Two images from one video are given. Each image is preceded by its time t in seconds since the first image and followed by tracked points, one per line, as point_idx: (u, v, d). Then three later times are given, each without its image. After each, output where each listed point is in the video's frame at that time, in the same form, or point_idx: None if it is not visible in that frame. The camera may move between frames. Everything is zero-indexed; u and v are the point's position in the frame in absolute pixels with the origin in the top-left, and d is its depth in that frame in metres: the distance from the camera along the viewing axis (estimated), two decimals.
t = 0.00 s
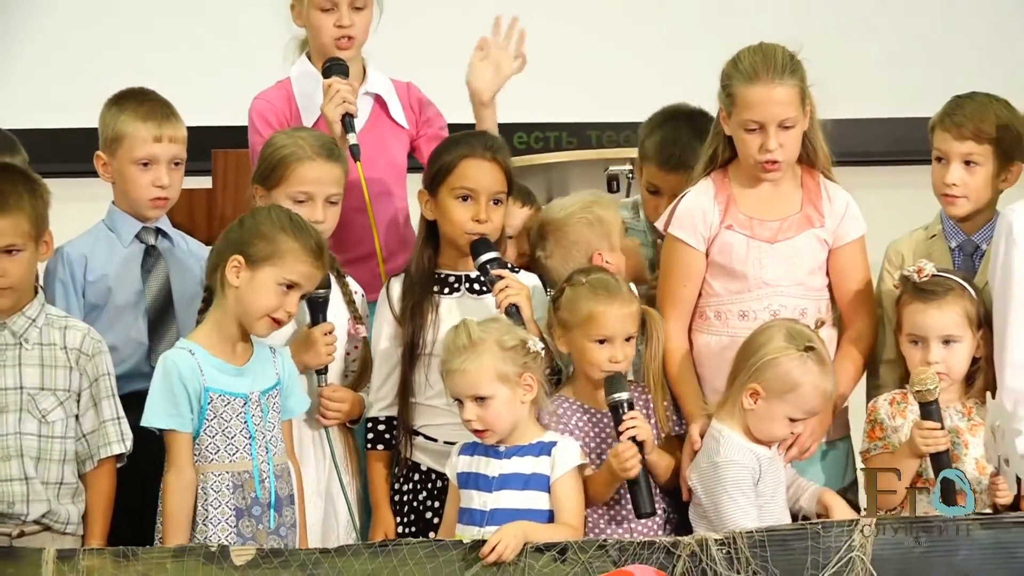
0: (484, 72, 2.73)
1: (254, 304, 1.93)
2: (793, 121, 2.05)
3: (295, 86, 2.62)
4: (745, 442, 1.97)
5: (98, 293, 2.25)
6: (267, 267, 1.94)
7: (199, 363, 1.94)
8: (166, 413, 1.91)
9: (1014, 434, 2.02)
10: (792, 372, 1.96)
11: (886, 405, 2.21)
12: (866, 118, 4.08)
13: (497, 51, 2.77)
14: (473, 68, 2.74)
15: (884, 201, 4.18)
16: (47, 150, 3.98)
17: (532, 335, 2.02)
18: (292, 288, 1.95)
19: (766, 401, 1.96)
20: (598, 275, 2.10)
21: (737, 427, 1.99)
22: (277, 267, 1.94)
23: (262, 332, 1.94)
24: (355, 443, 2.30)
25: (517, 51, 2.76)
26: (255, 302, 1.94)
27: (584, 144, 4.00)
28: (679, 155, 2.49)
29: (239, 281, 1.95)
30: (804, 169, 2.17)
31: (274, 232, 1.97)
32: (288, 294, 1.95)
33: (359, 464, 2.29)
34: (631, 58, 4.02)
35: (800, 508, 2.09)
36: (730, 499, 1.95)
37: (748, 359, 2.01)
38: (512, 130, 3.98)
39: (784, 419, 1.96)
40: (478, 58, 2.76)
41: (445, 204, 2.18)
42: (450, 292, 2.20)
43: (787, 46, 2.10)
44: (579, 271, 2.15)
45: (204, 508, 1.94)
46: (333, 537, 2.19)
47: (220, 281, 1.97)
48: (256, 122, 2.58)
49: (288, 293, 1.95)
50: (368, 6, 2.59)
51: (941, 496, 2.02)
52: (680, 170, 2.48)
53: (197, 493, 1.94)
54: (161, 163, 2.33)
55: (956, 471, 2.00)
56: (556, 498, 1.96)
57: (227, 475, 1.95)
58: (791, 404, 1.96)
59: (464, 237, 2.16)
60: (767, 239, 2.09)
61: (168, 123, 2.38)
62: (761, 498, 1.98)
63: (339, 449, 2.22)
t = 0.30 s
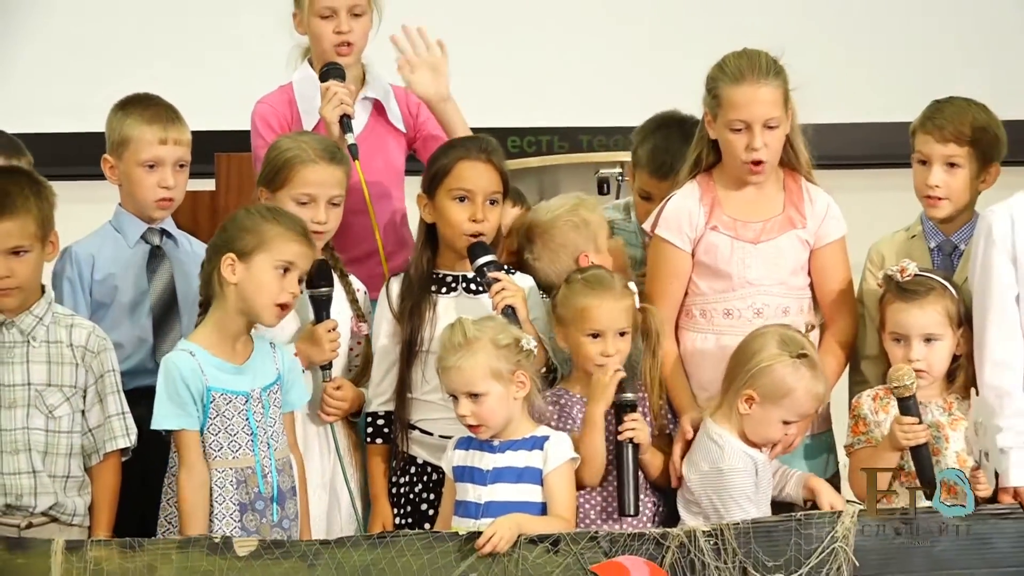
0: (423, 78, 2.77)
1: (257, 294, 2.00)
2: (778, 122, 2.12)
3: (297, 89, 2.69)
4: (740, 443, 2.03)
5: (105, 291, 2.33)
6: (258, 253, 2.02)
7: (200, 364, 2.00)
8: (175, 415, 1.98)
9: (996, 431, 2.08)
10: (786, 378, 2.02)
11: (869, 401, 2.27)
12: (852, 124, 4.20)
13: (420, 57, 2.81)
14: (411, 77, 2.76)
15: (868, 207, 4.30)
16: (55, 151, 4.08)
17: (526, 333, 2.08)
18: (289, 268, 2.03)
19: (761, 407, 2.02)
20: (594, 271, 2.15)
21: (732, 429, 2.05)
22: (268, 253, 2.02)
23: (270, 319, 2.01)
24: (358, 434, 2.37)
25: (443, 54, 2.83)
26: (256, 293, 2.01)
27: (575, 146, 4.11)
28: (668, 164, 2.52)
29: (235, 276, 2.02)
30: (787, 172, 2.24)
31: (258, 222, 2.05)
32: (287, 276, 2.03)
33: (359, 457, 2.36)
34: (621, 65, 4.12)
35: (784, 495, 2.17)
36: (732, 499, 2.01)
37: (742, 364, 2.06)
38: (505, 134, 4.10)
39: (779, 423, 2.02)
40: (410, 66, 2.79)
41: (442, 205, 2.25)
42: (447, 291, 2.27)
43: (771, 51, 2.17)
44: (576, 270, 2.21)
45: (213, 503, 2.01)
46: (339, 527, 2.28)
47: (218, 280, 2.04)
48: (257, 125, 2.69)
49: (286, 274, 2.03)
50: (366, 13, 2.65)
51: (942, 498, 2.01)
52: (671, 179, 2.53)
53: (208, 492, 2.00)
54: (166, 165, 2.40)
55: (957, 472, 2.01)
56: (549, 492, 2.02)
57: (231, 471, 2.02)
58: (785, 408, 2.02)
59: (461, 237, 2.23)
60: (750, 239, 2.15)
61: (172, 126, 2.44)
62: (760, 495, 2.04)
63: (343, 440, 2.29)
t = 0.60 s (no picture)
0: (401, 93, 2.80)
1: (254, 287, 2.08)
2: (764, 126, 2.19)
3: (283, 94, 2.75)
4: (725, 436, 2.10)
5: (114, 290, 2.40)
6: (254, 247, 2.10)
7: (200, 360, 2.08)
8: (175, 410, 2.05)
9: (980, 426, 2.15)
10: (772, 374, 2.09)
11: (856, 395, 2.31)
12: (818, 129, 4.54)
13: (392, 74, 2.82)
14: (388, 93, 2.78)
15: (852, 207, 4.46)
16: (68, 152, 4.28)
17: (522, 331, 2.15)
18: (284, 261, 2.11)
19: (748, 401, 2.09)
20: (587, 271, 2.22)
21: (719, 421, 2.12)
22: (263, 246, 2.09)
23: (269, 310, 2.09)
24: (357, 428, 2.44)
25: (414, 68, 2.84)
26: (254, 286, 2.08)
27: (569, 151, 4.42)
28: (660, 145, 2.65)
29: (233, 270, 2.10)
30: (771, 174, 2.31)
31: (254, 218, 2.13)
32: (282, 268, 2.10)
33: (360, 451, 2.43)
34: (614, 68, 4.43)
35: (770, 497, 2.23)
36: (709, 489, 2.09)
37: (730, 360, 2.13)
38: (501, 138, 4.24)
39: (764, 417, 2.09)
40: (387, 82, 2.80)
41: (439, 206, 2.32)
42: (444, 290, 2.34)
43: (759, 58, 2.24)
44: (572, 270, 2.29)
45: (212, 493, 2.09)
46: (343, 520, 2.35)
47: (217, 275, 2.11)
48: (245, 126, 2.75)
49: (282, 266, 2.11)
50: (353, 18, 2.72)
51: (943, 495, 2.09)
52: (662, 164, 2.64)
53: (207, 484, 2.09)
54: (174, 167, 2.50)
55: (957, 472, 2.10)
56: (545, 485, 2.09)
57: (229, 464, 2.09)
58: (770, 403, 2.09)
59: (457, 237, 2.30)
60: (735, 239, 2.23)
61: (180, 130, 2.54)
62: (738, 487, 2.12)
63: (344, 434, 2.38)
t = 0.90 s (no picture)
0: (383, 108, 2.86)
1: (256, 279, 2.16)
2: (750, 131, 2.26)
3: (277, 99, 2.81)
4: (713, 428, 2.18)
5: (123, 287, 2.47)
6: (254, 241, 2.18)
7: (205, 354, 2.15)
8: (174, 401, 2.13)
9: (960, 419, 2.23)
10: (759, 366, 2.16)
11: (842, 388, 2.37)
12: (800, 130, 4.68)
13: (370, 92, 2.87)
14: (370, 110, 2.84)
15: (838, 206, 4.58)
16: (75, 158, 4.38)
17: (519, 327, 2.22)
18: (283, 251, 2.19)
19: (735, 393, 2.17)
20: (579, 269, 2.30)
21: (708, 412, 2.20)
22: (263, 238, 2.18)
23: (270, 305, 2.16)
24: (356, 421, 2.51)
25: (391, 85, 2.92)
26: (254, 278, 2.16)
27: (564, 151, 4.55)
28: (650, 123, 2.86)
29: (235, 267, 2.17)
30: (757, 175, 2.38)
31: (252, 214, 2.21)
32: (282, 258, 2.18)
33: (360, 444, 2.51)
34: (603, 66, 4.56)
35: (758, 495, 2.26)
36: (692, 476, 2.17)
37: (719, 353, 2.20)
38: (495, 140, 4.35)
39: (750, 409, 2.17)
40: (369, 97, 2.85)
41: (435, 205, 2.39)
42: (442, 288, 2.41)
43: (748, 64, 2.31)
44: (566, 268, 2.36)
45: (206, 486, 2.17)
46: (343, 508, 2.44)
47: (218, 271, 2.19)
48: (238, 129, 2.78)
49: (282, 256, 2.19)
50: (343, 25, 2.80)
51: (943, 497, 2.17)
52: (651, 140, 2.84)
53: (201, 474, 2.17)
54: (180, 168, 2.57)
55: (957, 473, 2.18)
56: (540, 476, 2.16)
57: (230, 456, 2.17)
58: (756, 395, 2.17)
59: (454, 236, 2.37)
60: (722, 238, 2.30)
61: (187, 133, 2.61)
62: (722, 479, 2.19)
63: (345, 428, 2.44)
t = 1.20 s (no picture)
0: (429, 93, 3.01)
1: (259, 270, 2.23)
2: (737, 131, 2.34)
3: (282, 98, 2.89)
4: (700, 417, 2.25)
5: (132, 281, 2.55)
6: (250, 238, 2.25)
7: (210, 348, 2.22)
8: (180, 393, 2.20)
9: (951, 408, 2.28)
10: (747, 358, 2.24)
11: (828, 379, 2.41)
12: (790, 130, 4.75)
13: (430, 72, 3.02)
14: (421, 93, 3.00)
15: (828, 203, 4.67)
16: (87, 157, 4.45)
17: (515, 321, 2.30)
18: (280, 245, 2.27)
19: (722, 383, 2.24)
20: (570, 265, 2.37)
21: (694, 402, 2.27)
22: (258, 235, 2.25)
23: (279, 292, 2.25)
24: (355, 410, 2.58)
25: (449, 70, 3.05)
26: (255, 273, 2.23)
27: (559, 151, 4.62)
28: (625, 108, 2.99)
29: (234, 264, 2.24)
30: (743, 173, 2.46)
31: (244, 212, 2.28)
32: (280, 252, 2.26)
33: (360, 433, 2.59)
34: (596, 64, 4.63)
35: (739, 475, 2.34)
36: (665, 456, 2.24)
37: (708, 346, 2.28)
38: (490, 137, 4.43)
39: (737, 400, 2.24)
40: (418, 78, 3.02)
41: (433, 204, 2.47)
42: (439, 283, 2.49)
43: (735, 66, 2.38)
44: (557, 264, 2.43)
45: (216, 474, 2.23)
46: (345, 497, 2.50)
47: (218, 269, 2.26)
48: (244, 127, 2.86)
49: (279, 251, 2.26)
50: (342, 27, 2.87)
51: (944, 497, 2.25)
52: (628, 120, 2.96)
53: (203, 463, 2.24)
54: (186, 166, 2.64)
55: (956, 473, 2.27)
56: (535, 465, 2.24)
57: (236, 447, 2.24)
58: (743, 386, 2.24)
59: (451, 233, 2.45)
60: (710, 235, 2.37)
61: (191, 131, 2.69)
62: (700, 468, 2.26)
63: (347, 420, 2.52)
